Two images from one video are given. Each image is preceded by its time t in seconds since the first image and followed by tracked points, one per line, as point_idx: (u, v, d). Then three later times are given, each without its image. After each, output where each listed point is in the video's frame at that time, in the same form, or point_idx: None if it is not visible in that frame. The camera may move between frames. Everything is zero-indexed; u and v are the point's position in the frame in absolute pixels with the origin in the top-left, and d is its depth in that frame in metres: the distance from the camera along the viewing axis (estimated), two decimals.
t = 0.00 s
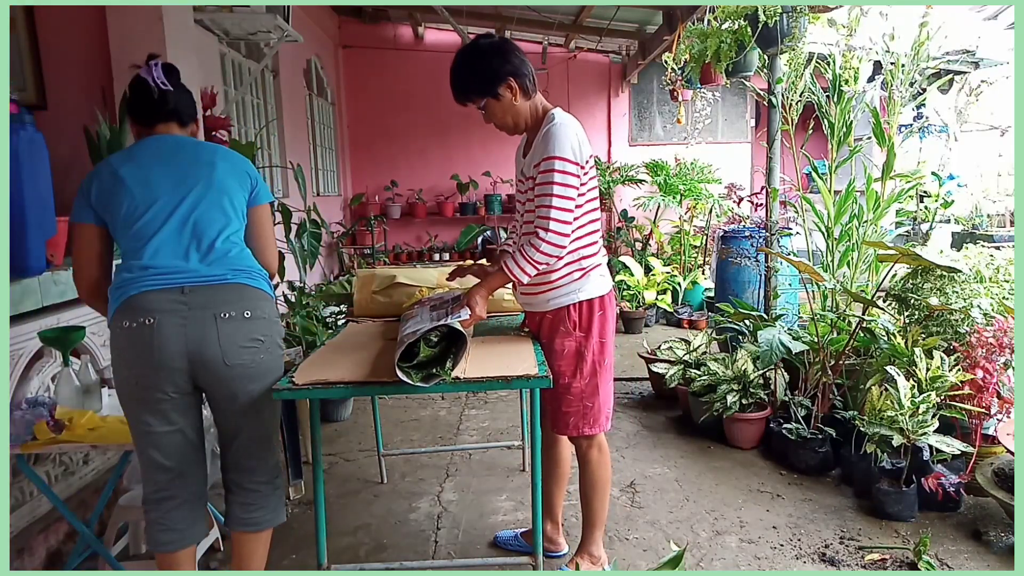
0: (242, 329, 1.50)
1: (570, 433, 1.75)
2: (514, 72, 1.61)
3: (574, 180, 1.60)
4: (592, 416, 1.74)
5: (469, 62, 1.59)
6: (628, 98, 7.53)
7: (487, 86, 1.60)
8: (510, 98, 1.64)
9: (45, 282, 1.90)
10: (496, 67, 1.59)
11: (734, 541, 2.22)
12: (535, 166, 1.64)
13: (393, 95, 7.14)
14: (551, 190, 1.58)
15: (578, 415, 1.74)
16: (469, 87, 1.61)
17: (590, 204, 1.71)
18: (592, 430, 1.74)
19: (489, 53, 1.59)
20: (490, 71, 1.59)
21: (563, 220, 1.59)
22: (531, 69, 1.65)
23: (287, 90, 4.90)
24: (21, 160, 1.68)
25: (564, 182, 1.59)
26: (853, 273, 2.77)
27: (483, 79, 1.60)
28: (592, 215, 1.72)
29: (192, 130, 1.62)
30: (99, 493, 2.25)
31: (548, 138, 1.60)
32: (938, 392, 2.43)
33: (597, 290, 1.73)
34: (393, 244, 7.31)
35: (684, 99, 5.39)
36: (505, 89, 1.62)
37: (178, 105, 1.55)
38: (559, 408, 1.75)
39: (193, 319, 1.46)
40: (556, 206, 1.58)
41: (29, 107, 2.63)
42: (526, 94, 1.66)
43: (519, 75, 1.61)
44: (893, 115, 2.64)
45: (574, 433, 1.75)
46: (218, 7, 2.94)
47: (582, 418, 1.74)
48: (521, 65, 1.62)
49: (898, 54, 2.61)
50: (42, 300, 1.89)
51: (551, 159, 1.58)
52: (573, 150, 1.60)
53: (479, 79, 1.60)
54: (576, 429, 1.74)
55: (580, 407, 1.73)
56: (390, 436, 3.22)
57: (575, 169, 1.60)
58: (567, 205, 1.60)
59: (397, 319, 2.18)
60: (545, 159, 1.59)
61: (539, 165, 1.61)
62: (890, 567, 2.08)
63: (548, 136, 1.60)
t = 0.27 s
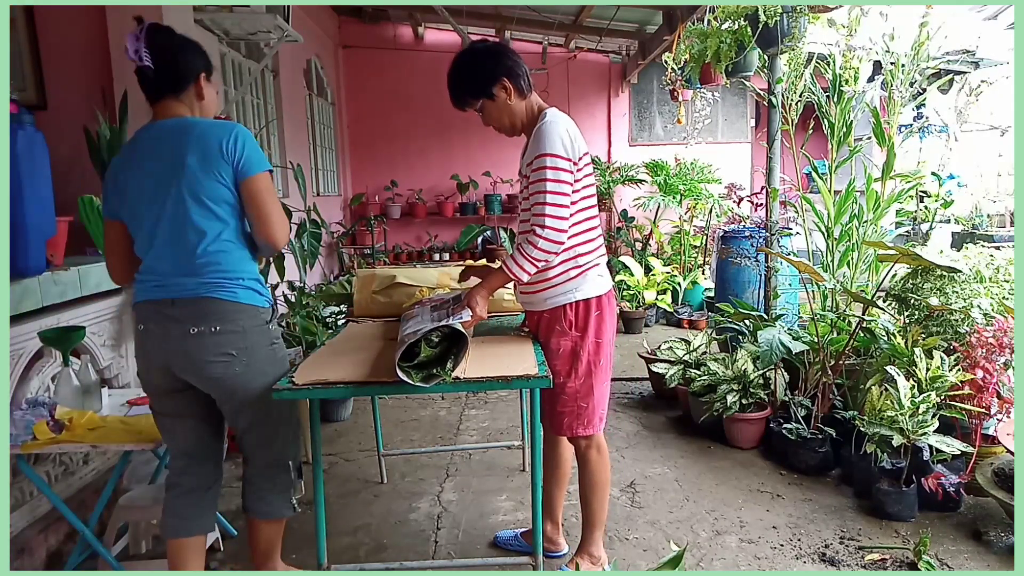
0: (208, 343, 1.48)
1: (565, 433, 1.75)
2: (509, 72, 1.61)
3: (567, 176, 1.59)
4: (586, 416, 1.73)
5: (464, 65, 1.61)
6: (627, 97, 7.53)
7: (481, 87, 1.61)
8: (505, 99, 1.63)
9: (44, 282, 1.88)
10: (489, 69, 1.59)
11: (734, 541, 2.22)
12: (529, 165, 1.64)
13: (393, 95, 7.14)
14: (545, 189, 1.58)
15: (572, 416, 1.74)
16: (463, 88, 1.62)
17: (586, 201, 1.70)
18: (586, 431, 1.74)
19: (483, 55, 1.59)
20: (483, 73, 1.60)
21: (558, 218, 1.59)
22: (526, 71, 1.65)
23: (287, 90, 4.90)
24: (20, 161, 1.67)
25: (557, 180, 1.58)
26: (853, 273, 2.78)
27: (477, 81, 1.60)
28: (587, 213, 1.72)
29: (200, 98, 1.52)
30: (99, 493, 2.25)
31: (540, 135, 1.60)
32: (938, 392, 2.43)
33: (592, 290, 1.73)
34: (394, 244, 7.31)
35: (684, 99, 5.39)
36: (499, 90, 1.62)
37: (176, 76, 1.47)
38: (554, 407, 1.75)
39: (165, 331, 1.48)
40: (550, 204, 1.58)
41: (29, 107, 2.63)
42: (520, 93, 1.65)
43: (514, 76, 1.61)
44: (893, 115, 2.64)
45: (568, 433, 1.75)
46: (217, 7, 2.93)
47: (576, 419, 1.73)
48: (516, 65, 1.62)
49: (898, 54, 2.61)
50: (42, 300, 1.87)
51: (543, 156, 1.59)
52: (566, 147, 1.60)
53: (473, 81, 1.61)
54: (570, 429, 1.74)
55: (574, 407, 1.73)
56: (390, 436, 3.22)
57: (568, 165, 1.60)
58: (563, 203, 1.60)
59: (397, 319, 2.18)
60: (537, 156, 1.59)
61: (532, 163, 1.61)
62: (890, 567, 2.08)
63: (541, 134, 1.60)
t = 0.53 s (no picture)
0: (206, 339, 1.57)
1: (575, 432, 1.75)
2: (516, 71, 1.62)
3: (574, 177, 1.60)
4: (598, 414, 1.74)
5: (469, 65, 1.60)
6: (628, 98, 7.53)
7: (488, 86, 1.61)
8: (512, 97, 1.64)
9: (45, 282, 1.83)
10: (496, 68, 1.59)
11: (734, 541, 2.22)
12: (536, 165, 1.64)
13: (393, 95, 7.15)
14: (552, 188, 1.58)
15: (583, 415, 1.73)
16: (470, 88, 1.62)
17: (593, 201, 1.70)
18: (598, 429, 1.74)
19: (491, 54, 1.60)
20: (490, 71, 1.60)
21: (563, 218, 1.59)
22: (533, 70, 1.66)
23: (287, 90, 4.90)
24: (20, 162, 1.67)
25: (564, 180, 1.59)
26: (853, 273, 2.78)
27: (484, 79, 1.60)
28: (594, 214, 1.72)
29: (267, 102, 1.53)
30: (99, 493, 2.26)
31: (550, 135, 1.60)
32: (938, 392, 2.43)
33: (597, 291, 1.73)
34: (394, 244, 7.31)
35: (684, 99, 5.39)
36: (507, 88, 1.62)
37: (246, 81, 1.50)
38: (564, 406, 1.75)
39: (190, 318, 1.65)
40: (556, 204, 1.58)
41: (29, 107, 2.63)
42: (529, 92, 1.66)
43: (522, 74, 1.62)
44: (893, 115, 2.64)
45: (579, 432, 1.74)
46: (218, 7, 2.94)
47: (587, 417, 1.73)
48: (522, 64, 1.62)
49: (898, 54, 2.61)
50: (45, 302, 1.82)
51: (552, 157, 1.58)
52: (574, 148, 1.60)
53: (480, 80, 1.60)
54: (581, 428, 1.74)
55: (585, 406, 1.73)
56: (390, 436, 3.22)
57: (575, 166, 1.60)
58: (569, 203, 1.60)
59: (397, 319, 2.18)
60: (545, 157, 1.59)
61: (541, 163, 1.61)
62: (889, 567, 2.08)
63: (548, 135, 1.61)
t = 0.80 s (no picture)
0: (208, 324, 1.69)
1: (575, 433, 1.75)
2: (514, 73, 1.61)
3: (575, 178, 1.60)
4: (596, 415, 1.74)
5: (468, 68, 1.61)
6: (628, 98, 7.53)
7: (487, 88, 1.61)
8: (508, 99, 1.64)
9: (45, 282, 1.82)
10: (492, 70, 1.60)
11: (734, 541, 2.22)
12: (537, 166, 1.64)
13: (393, 95, 7.14)
14: (553, 190, 1.58)
15: (582, 415, 1.74)
16: (469, 89, 1.63)
17: (593, 202, 1.70)
18: (597, 430, 1.74)
19: (489, 56, 1.60)
20: (488, 74, 1.60)
21: (565, 219, 1.59)
22: (531, 71, 1.65)
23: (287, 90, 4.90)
24: (21, 163, 1.67)
25: (565, 182, 1.58)
26: (854, 273, 2.78)
27: (484, 80, 1.61)
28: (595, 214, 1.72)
29: (312, 105, 1.61)
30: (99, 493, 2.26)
31: (551, 136, 1.60)
32: (938, 392, 2.44)
33: (598, 292, 1.73)
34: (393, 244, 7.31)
35: (684, 99, 5.39)
36: (503, 91, 1.62)
37: (300, 81, 1.60)
38: (563, 407, 1.75)
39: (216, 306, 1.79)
40: (558, 206, 1.58)
41: (29, 107, 2.63)
42: (527, 94, 1.65)
43: (518, 76, 1.61)
44: (893, 115, 2.64)
45: (578, 433, 1.74)
46: (218, 7, 2.94)
47: (586, 418, 1.73)
48: (521, 66, 1.62)
49: (898, 54, 2.61)
50: (45, 302, 1.82)
51: (552, 158, 1.58)
52: (574, 149, 1.60)
53: (478, 82, 1.61)
54: (580, 429, 1.74)
55: (584, 407, 1.73)
56: (390, 436, 3.22)
57: (576, 167, 1.60)
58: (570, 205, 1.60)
59: (397, 319, 2.18)
60: (546, 158, 1.59)
61: (542, 165, 1.61)
62: (890, 567, 2.08)
63: (548, 137, 1.60)
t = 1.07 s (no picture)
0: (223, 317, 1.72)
1: (570, 434, 1.75)
2: (506, 76, 1.61)
3: (565, 174, 1.60)
4: (591, 416, 1.74)
5: (459, 70, 1.62)
6: (628, 98, 7.53)
7: (477, 90, 1.62)
8: (499, 102, 1.64)
9: (45, 282, 1.83)
10: (482, 72, 1.60)
11: (734, 541, 2.22)
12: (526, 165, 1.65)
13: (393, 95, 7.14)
14: (543, 187, 1.59)
15: (577, 416, 1.74)
16: (460, 91, 1.64)
17: (585, 198, 1.70)
18: (591, 431, 1.74)
19: (480, 58, 1.60)
20: (479, 76, 1.61)
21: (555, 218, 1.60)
22: (524, 74, 1.65)
23: (287, 90, 4.90)
24: (21, 163, 1.67)
25: (555, 177, 1.59)
26: (853, 273, 2.78)
27: (475, 82, 1.62)
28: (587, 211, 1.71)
29: (339, 108, 1.63)
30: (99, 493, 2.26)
31: (538, 133, 1.60)
32: (938, 392, 2.44)
33: (593, 291, 1.73)
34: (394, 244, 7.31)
35: (684, 99, 5.38)
36: (494, 93, 1.62)
37: (331, 84, 1.62)
38: (559, 407, 1.75)
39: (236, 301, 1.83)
40: (548, 203, 1.59)
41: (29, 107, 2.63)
42: (519, 97, 1.65)
43: (509, 79, 1.61)
44: (893, 115, 2.64)
45: (573, 433, 1.75)
46: (218, 7, 2.94)
47: (581, 419, 1.74)
48: (512, 68, 1.62)
49: (898, 54, 2.61)
50: (45, 302, 1.82)
51: (540, 155, 1.59)
52: (562, 145, 1.60)
53: (468, 85, 1.62)
54: (575, 429, 1.74)
55: (580, 407, 1.73)
56: (391, 436, 3.22)
57: (566, 164, 1.60)
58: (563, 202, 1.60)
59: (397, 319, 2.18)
60: (535, 155, 1.60)
61: (531, 163, 1.61)
62: (890, 567, 2.08)
63: (537, 135, 1.61)
